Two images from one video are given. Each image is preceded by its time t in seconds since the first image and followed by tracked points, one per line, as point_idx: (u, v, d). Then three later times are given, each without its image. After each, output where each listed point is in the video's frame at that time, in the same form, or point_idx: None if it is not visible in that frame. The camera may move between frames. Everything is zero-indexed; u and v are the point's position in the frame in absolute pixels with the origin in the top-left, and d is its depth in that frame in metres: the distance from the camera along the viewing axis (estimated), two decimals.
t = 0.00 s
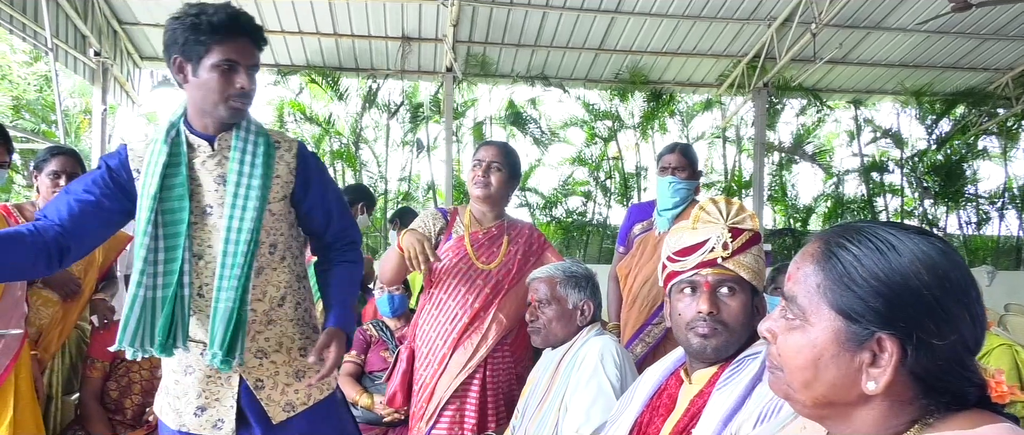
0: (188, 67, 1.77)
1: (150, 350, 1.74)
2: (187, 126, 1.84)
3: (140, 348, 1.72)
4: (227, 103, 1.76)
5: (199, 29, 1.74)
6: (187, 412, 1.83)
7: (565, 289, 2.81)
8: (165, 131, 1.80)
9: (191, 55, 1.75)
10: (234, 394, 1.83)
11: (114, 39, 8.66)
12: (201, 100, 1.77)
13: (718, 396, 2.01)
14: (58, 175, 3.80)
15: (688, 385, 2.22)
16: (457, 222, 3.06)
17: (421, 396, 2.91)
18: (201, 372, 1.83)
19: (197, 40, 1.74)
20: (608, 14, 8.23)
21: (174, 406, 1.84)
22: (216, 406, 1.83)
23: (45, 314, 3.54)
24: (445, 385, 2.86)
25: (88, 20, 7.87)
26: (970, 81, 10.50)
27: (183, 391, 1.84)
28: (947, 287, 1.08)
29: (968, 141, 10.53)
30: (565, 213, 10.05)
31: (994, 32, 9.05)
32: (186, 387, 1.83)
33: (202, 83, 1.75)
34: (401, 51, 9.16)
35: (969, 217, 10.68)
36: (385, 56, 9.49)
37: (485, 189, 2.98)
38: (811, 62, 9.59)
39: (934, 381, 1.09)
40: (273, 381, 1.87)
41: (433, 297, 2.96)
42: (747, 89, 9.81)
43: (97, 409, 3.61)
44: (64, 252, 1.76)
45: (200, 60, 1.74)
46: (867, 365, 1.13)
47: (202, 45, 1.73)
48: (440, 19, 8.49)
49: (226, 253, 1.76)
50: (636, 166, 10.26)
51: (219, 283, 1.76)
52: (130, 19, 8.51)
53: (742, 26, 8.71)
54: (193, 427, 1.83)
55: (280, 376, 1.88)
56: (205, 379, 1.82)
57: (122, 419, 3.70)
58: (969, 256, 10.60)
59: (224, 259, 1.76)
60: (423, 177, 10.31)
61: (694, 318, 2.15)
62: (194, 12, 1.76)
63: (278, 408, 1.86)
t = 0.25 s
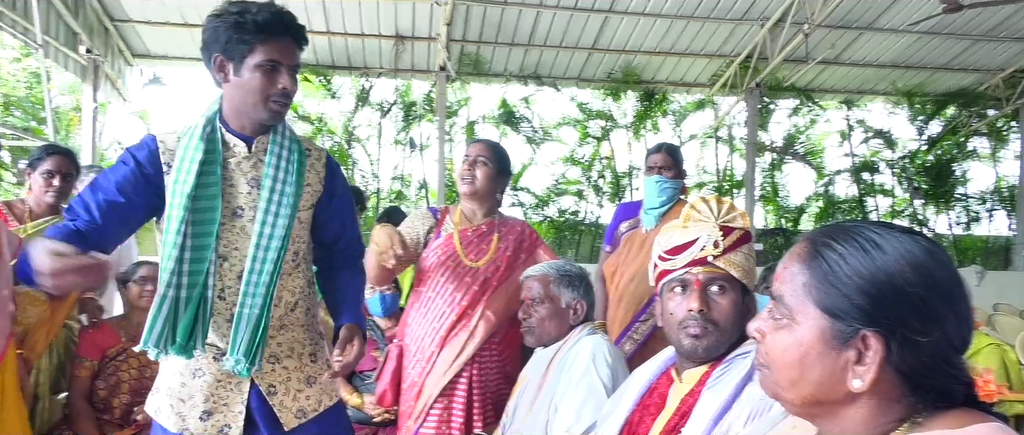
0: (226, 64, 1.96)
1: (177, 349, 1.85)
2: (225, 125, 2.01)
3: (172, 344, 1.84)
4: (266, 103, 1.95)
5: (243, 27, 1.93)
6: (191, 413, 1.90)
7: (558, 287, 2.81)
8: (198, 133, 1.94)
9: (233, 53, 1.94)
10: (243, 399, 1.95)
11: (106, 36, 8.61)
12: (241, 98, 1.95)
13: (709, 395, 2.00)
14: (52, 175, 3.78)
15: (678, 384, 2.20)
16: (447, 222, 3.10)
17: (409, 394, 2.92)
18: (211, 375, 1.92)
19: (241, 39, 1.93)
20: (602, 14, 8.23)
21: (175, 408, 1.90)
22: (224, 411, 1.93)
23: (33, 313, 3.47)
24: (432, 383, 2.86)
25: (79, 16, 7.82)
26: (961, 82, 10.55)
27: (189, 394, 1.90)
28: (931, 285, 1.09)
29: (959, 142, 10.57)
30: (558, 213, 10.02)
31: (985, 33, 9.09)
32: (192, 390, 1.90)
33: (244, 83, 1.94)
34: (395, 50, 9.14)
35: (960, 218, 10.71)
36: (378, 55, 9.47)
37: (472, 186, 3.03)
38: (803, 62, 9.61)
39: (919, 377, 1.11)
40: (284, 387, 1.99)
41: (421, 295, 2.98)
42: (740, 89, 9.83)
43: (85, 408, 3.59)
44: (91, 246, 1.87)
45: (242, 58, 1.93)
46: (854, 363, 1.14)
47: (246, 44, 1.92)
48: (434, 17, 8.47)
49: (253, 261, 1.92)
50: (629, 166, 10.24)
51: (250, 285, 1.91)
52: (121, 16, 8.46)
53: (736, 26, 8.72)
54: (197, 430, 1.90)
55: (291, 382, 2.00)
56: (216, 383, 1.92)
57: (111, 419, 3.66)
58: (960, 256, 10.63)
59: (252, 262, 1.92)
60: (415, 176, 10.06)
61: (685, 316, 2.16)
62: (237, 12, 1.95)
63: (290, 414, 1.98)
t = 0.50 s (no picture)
0: (299, 71, 1.54)
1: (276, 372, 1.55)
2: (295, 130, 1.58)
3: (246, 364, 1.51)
4: (338, 115, 1.55)
5: (322, 36, 1.51)
6: (228, 423, 1.50)
7: (540, 288, 2.81)
8: (273, 132, 1.53)
9: (306, 60, 1.52)
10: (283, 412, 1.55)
11: (82, 33, 8.48)
12: (312, 109, 1.55)
13: (692, 394, 2.01)
14: (33, 175, 3.72)
15: (660, 382, 2.21)
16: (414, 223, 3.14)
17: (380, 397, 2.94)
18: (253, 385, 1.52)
19: (317, 48, 1.51)
20: (584, 13, 8.25)
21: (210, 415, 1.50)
22: (262, 423, 1.53)
23: (10, 313, 3.39)
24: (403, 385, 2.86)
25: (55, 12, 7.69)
26: (938, 83, 10.69)
27: (230, 401, 1.51)
28: (918, 285, 1.08)
29: (936, 143, 10.71)
30: (540, 212, 10.02)
31: (961, 35, 9.22)
32: (233, 397, 1.51)
33: (315, 92, 1.53)
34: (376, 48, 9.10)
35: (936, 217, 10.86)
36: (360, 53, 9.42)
37: (435, 184, 3.10)
38: (783, 63, 9.69)
39: (905, 376, 1.11)
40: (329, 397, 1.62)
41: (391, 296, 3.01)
42: (720, 89, 9.89)
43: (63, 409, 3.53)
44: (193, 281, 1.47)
45: (316, 67, 1.52)
46: (838, 360, 1.14)
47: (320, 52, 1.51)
48: (415, 16, 8.45)
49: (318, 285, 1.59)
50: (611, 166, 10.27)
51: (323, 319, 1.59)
52: (97, 13, 8.33)
53: (716, 26, 8.77)
54: None
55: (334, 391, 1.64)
56: (258, 394, 1.52)
57: (88, 420, 3.57)
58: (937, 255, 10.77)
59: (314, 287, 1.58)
60: (397, 175, 10.16)
61: (667, 314, 2.16)
62: (316, 16, 1.53)
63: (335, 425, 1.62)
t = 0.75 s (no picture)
0: (376, 74, 1.54)
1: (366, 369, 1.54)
2: (367, 135, 1.60)
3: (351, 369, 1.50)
4: (409, 122, 1.55)
5: (404, 45, 1.50)
6: (280, 420, 1.53)
7: (524, 291, 2.84)
8: (353, 134, 1.55)
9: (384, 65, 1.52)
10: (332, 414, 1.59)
11: (73, 32, 8.43)
12: (385, 113, 1.55)
13: (686, 393, 2.01)
14: (26, 174, 3.69)
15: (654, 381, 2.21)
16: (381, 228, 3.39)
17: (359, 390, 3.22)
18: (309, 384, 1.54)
19: (397, 56, 1.50)
20: (578, 13, 8.26)
21: (260, 413, 1.52)
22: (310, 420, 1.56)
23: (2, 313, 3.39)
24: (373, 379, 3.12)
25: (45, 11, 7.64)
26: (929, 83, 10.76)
27: (282, 400, 1.52)
28: (936, 295, 1.06)
29: (927, 143, 10.76)
30: (534, 212, 10.01)
31: (953, 36, 9.28)
32: (286, 396, 1.53)
33: (390, 96, 1.53)
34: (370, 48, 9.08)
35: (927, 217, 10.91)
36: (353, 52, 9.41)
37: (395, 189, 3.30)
38: (776, 63, 9.72)
39: (918, 382, 1.11)
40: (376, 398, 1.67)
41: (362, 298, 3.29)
42: (713, 89, 9.92)
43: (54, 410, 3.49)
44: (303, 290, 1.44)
45: (393, 73, 1.51)
46: (848, 361, 1.15)
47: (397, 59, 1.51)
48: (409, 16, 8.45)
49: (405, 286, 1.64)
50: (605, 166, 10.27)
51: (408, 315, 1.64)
52: (89, 12, 8.26)
53: (709, 26, 8.79)
54: None
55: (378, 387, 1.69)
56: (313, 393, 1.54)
57: (81, 420, 3.54)
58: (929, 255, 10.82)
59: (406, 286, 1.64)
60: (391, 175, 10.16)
61: (659, 314, 2.17)
62: (398, 23, 1.52)
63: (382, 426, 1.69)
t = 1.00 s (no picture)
0: (409, 74, 1.72)
1: (448, 373, 1.77)
2: (399, 137, 1.80)
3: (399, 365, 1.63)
4: (437, 124, 1.75)
5: (441, 49, 1.67)
6: (292, 415, 1.68)
7: (508, 293, 2.85)
8: (388, 132, 1.73)
9: (418, 68, 1.70)
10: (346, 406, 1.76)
11: (62, 30, 8.37)
12: (415, 115, 1.74)
13: (674, 394, 2.01)
14: (13, 172, 3.66)
15: (645, 381, 2.21)
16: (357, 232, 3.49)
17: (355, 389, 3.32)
18: (325, 381, 1.70)
19: (433, 59, 1.67)
20: (570, 13, 8.27)
21: (273, 408, 1.67)
22: (324, 418, 1.73)
23: None
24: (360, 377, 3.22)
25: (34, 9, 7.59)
26: (919, 84, 10.82)
27: (296, 395, 1.67)
28: (942, 279, 1.10)
29: (917, 143, 10.83)
30: (525, 212, 10.01)
31: (942, 37, 9.34)
32: (301, 391, 1.68)
33: (422, 100, 1.72)
34: (361, 46, 9.06)
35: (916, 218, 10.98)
36: (344, 50, 9.39)
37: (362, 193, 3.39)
38: (767, 64, 9.75)
39: (933, 371, 1.13)
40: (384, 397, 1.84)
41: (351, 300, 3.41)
42: (705, 89, 9.94)
43: (43, 411, 3.47)
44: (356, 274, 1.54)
45: (427, 76, 1.69)
46: (866, 357, 1.16)
47: (432, 64, 1.68)
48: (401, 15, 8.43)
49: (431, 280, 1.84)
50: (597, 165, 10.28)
51: (439, 310, 1.86)
52: (78, 9, 8.21)
53: (701, 27, 8.82)
54: (293, 432, 1.70)
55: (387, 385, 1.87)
56: (328, 390, 1.71)
57: (70, 420, 3.54)
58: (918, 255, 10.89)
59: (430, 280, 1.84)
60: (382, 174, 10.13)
61: (633, 324, 2.17)
62: (436, 27, 1.69)
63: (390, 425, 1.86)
